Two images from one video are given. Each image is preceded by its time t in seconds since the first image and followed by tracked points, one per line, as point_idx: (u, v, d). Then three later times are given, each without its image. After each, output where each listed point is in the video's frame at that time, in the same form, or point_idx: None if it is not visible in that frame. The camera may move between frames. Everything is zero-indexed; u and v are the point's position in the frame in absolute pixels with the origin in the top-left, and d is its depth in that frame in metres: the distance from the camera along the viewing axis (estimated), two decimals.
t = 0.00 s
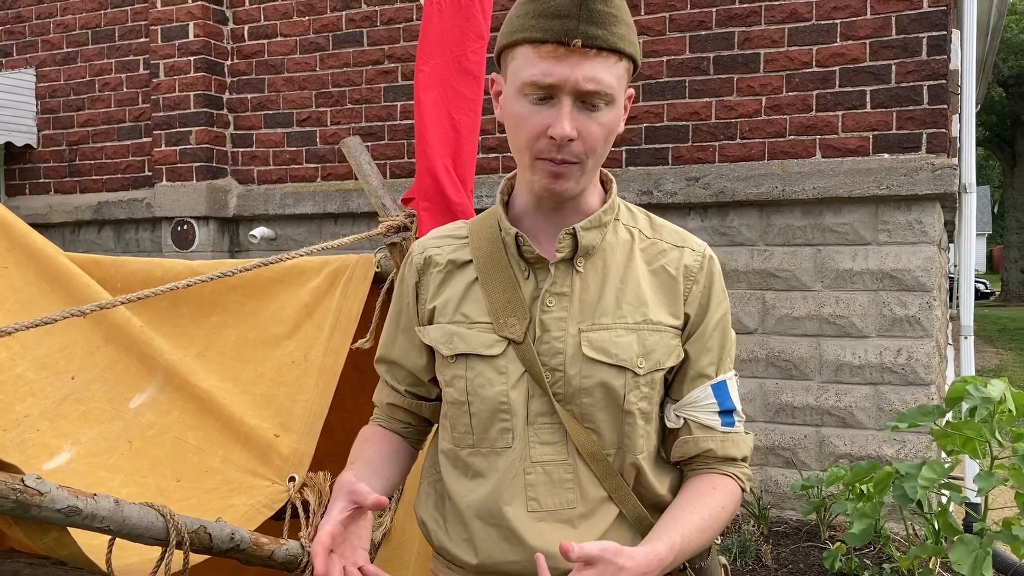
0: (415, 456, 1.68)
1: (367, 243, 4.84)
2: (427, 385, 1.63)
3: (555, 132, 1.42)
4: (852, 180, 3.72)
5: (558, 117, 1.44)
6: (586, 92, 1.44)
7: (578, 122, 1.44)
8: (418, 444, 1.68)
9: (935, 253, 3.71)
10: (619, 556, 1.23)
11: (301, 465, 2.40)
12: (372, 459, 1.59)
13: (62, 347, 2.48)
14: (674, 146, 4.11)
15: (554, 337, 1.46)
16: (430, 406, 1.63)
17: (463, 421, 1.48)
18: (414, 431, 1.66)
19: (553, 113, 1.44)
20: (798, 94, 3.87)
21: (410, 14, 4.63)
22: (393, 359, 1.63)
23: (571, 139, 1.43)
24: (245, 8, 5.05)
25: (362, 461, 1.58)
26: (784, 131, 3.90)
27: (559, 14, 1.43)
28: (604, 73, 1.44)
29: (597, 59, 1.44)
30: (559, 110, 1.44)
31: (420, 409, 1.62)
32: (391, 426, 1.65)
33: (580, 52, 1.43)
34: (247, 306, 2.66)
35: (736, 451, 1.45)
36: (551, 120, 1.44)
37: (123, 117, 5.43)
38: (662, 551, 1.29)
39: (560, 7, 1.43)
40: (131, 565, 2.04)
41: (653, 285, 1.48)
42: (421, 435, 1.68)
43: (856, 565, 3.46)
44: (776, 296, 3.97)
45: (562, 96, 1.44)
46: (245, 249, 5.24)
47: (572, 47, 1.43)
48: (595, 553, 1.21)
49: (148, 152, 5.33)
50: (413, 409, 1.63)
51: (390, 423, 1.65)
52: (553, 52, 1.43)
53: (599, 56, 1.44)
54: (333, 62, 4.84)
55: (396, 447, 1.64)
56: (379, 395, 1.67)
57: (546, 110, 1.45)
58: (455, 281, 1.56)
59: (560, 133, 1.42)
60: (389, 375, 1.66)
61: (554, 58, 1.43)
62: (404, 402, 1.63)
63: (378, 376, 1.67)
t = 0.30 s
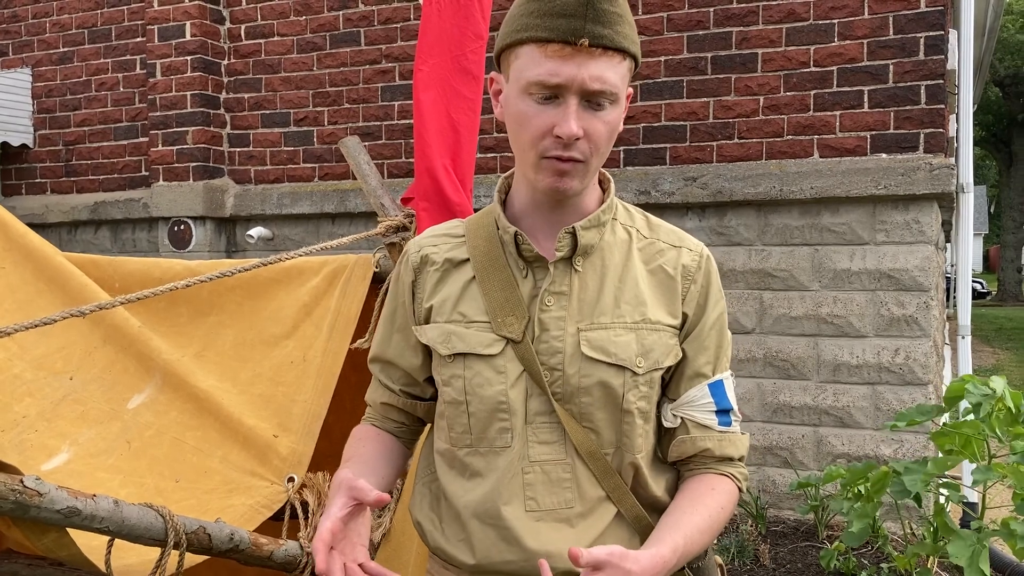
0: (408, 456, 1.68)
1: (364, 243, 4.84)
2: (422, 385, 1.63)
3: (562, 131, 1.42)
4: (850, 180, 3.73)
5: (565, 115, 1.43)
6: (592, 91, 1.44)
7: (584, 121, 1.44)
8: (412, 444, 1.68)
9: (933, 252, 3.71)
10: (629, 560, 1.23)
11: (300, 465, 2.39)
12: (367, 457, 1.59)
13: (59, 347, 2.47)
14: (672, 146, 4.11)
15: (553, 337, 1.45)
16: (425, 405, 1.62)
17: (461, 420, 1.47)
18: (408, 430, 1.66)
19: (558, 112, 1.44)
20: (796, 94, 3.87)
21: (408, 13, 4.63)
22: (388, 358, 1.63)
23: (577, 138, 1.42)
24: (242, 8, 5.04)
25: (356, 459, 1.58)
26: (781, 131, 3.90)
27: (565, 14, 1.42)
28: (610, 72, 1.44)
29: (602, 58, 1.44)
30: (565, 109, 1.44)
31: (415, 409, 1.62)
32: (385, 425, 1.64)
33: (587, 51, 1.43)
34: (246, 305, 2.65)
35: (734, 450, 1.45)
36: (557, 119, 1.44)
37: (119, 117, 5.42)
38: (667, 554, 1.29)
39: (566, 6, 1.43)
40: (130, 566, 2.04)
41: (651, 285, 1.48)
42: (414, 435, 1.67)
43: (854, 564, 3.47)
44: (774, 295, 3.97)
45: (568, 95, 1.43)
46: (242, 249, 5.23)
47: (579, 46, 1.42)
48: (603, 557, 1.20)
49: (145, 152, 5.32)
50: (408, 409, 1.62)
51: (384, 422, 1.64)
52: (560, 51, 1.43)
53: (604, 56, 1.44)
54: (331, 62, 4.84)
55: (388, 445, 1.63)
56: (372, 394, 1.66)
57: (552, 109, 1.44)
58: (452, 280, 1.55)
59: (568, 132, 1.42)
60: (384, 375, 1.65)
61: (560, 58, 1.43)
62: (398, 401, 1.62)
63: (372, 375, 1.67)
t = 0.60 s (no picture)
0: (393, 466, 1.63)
1: (361, 242, 4.84)
2: (416, 382, 1.62)
3: (567, 109, 1.42)
4: (847, 179, 3.74)
5: (569, 95, 1.43)
6: (593, 69, 1.44)
7: (588, 100, 1.44)
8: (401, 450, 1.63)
9: (929, 251, 3.72)
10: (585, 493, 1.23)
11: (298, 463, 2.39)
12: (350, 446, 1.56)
13: (57, 346, 2.48)
14: (669, 145, 4.12)
15: (555, 334, 1.46)
16: (416, 405, 1.61)
17: (462, 418, 1.47)
18: (396, 437, 1.61)
19: (561, 93, 1.44)
20: (792, 93, 3.88)
21: (404, 12, 4.63)
22: (382, 355, 1.60)
23: (582, 116, 1.42)
24: (238, 7, 5.03)
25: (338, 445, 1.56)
26: (778, 130, 3.91)
27: None
28: (608, 50, 1.46)
29: (600, 37, 1.45)
30: (568, 89, 1.44)
31: (407, 409, 1.60)
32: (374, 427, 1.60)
33: (584, 29, 1.44)
34: (243, 303, 2.64)
35: (740, 440, 1.43)
36: (560, 100, 1.44)
37: (116, 116, 5.41)
38: (639, 502, 1.27)
39: None
40: (128, 564, 2.04)
41: (651, 281, 1.48)
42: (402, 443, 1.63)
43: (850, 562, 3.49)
44: (770, 294, 3.98)
45: (570, 74, 1.44)
46: (239, 248, 5.23)
47: (575, 25, 1.44)
48: (551, 481, 1.21)
49: (141, 151, 5.31)
50: (399, 409, 1.59)
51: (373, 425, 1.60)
52: (557, 33, 1.44)
53: (601, 34, 1.46)
54: (327, 60, 4.84)
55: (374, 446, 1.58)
56: (362, 393, 1.62)
57: (555, 92, 1.45)
58: (452, 277, 1.55)
59: (574, 110, 1.42)
60: (376, 373, 1.63)
61: (558, 38, 1.44)
62: (390, 400, 1.59)
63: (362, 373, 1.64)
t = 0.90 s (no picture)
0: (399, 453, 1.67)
1: (358, 240, 4.84)
2: (419, 378, 1.62)
3: (562, 103, 1.42)
4: (843, 178, 3.75)
5: (563, 88, 1.44)
6: (584, 60, 1.45)
7: (582, 92, 1.45)
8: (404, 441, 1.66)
9: (925, 250, 3.73)
10: (619, 529, 1.21)
11: (294, 461, 2.40)
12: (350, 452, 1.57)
13: (54, 345, 2.48)
14: (666, 144, 4.12)
15: (557, 335, 1.46)
16: (419, 401, 1.62)
17: (463, 419, 1.47)
18: (400, 427, 1.64)
19: (555, 87, 1.45)
20: (789, 92, 3.88)
21: (402, 10, 4.63)
22: (384, 352, 1.62)
23: (578, 109, 1.43)
24: (235, 5, 5.03)
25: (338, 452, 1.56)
26: (774, 129, 3.92)
27: None
28: (598, 41, 1.46)
29: (587, 29, 1.46)
30: (561, 83, 1.45)
31: (409, 405, 1.61)
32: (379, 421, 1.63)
33: (570, 23, 1.45)
34: (240, 302, 2.65)
35: (735, 448, 1.45)
36: (554, 95, 1.44)
37: (112, 113, 5.40)
38: (657, 529, 1.27)
39: None
40: (126, 562, 2.04)
41: (655, 284, 1.49)
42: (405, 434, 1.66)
43: (845, 560, 3.51)
44: (767, 292, 3.99)
45: (562, 68, 1.45)
46: (235, 246, 5.22)
47: (560, 20, 1.45)
48: (594, 523, 1.18)
49: (138, 149, 5.31)
50: (402, 405, 1.61)
51: (378, 419, 1.63)
52: (544, 29, 1.45)
53: (589, 26, 1.47)
54: (324, 58, 4.84)
55: (379, 440, 1.62)
56: (367, 387, 1.64)
57: (549, 87, 1.45)
58: (456, 276, 1.55)
59: (569, 103, 1.42)
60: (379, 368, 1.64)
61: (546, 35, 1.45)
62: (393, 397, 1.61)
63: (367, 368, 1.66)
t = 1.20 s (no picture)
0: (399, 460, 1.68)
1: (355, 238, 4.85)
2: (416, 384, 1.63)
3: (545, 99, 1.44)
4: (838, 176, 3.76)
5: (548, 85, 1.45)
6: (573, 60, 1.46)
7: (568, 91, 1.46)
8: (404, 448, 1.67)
9: (920, 249, 3.74)
10: (614, 546, 1.23)
11: (289, 458, 2.43)
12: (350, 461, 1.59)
13: (50, 343, 2.48)
14: (662, 142, 4.13)
15: (549, 335, 1.47)
16: (417, 407, 1.63)
17: (460, 421, 1.48)
18: (400, 434, 1.66)
19: (541, 84, 1.46)
20: (785, 91, 3.90)
21: (399, 8, 4.63)
22: (380, 358, 1.63)
23: (561, 107, 1.44)
24: (232, 2, 5.03)
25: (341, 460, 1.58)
26: (770, 127, 3.93)
27: None
28: (589, 42, 1.47)
29: (579, 28, 1.47)
30: (548, 81, 1.46)
31: (407, 411, 1.62)
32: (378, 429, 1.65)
33: (562, 21, 1.47)
34: (235, 301, 2.65)
35: (732, 444, 1.47)
36: (540, 91, 1.46)
37: (110, 111, 5.40)
38: (655, 544, 1.29)
39: None
40: (121, 560, 2.04)
41: (645, 281, 1.50)
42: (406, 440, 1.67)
43: (839, 557, 3.53)
44: (762, 290, 4.01)
45: (549, 65, 1.46)
46: (232, 244, 5.23)
47: (553, 17, 1.46)
48: (582, 543, 1.20)
49: (135, 146, 5.31)
50: (400, 411, 1.63)
51: (377, 426, 1.65)
52: (536, 25, 1.47)
53: (582, 26, 1.48)
54: (321, 56, 4.84)
55: (378, 449, 1.63)
56: (367, 394, 1.67)
57: (535, 82, 1.47)
58: (447, 280, 1.56)
59: (552, 101, 1.44)
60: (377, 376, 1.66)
61: (537, 30, 1.46)
62: (390, 403, 1.63)
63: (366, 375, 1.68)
